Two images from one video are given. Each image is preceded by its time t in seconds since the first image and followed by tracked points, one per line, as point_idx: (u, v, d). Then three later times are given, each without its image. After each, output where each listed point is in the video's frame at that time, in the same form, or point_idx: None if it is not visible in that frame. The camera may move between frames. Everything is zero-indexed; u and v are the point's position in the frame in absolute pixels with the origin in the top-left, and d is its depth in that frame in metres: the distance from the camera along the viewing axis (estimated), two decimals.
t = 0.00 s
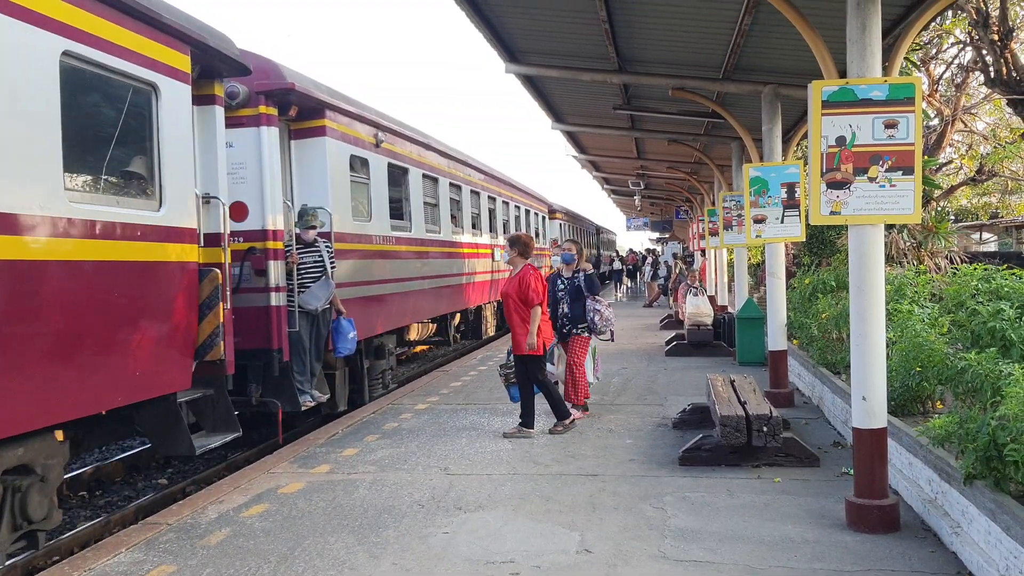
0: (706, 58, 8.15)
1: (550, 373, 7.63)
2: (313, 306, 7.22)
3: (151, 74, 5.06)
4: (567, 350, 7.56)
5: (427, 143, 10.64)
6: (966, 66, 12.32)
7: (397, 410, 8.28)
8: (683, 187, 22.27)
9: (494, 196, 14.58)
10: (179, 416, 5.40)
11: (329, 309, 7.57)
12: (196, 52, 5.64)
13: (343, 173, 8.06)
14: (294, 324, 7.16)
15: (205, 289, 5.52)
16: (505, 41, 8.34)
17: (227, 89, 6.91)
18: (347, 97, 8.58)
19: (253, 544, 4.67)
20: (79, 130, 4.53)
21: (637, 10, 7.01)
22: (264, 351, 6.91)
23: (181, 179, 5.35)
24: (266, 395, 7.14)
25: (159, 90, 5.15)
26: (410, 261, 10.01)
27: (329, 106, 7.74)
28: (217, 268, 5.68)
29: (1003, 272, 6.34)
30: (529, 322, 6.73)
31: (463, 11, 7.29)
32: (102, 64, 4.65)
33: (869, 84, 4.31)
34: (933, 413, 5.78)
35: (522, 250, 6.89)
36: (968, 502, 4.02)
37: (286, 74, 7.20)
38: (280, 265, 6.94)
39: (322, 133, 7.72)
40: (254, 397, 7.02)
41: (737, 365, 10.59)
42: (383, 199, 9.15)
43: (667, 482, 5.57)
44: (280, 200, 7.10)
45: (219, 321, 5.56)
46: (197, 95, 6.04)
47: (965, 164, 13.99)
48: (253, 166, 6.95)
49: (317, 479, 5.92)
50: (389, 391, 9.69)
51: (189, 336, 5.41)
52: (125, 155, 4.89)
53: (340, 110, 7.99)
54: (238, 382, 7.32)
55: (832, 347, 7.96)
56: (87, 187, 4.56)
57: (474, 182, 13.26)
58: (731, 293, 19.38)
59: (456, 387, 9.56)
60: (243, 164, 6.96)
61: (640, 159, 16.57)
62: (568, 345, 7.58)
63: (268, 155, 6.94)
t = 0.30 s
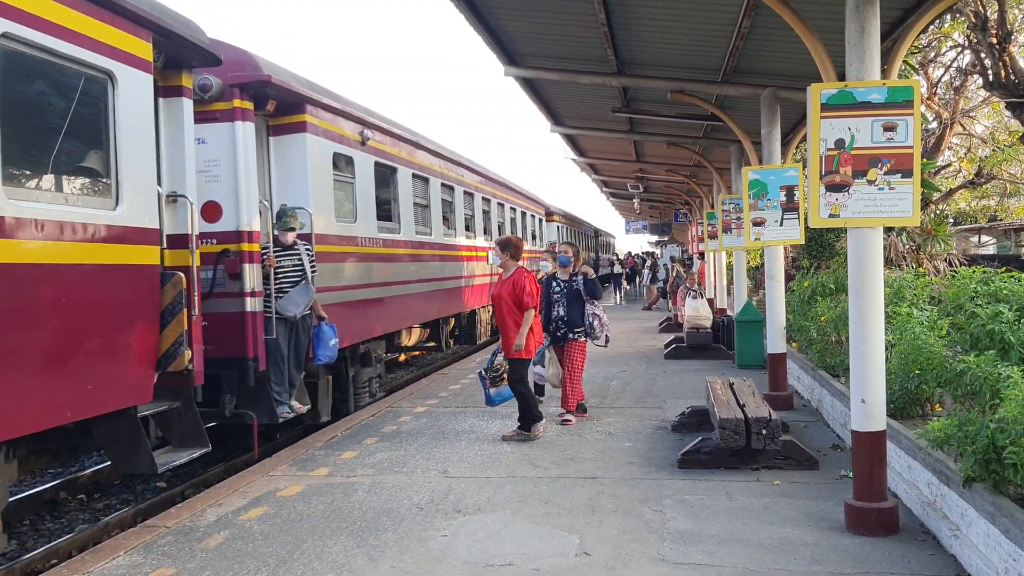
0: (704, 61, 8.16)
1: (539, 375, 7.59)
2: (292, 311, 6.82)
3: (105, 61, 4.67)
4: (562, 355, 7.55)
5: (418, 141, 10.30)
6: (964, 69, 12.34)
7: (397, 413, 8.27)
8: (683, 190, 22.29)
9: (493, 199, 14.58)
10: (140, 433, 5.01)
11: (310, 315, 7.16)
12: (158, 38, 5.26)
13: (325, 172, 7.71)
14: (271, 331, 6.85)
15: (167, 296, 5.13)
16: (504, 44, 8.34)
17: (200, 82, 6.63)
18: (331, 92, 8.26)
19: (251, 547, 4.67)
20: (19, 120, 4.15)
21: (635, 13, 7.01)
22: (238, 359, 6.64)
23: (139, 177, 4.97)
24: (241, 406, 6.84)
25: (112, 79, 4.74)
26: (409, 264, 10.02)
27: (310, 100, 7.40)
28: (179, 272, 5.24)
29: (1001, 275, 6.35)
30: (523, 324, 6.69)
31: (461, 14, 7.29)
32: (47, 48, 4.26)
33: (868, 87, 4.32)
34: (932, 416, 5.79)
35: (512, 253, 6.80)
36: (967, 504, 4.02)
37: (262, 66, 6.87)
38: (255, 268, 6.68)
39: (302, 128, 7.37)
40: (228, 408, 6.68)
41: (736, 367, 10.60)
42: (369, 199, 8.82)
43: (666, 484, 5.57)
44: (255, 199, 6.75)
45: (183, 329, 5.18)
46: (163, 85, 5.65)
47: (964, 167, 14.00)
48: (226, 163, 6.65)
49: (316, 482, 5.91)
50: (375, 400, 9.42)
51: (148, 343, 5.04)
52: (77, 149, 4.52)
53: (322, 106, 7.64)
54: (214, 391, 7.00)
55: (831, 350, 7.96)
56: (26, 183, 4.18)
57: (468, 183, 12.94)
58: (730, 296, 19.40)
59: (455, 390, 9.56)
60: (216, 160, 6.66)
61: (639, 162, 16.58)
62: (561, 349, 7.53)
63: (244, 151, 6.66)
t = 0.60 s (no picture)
0: (702, 65, 8.17)
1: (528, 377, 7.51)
2: (268, 323, 6.45)
3: (57, 49, 4.33)
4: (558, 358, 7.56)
5: (408, 141, 9.87)
6: (963, 74, 12.36)
7: (395, 417, 8.26)
8: (682, 194, 22.31)
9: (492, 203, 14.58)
10: (97, 447, 4.71)
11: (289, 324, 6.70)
12: (119, 26, 4.90)
13: (307, 171, 7.30)
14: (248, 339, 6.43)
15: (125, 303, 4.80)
16: (503, 48, 8.34)
17: (171, 75, 6.19)
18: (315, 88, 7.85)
19: (249, 551, 4.67)
20: None
21: (633, 17, 7.03)
22: (210, 369, 6.24)
23: (96, 175, 4.61)
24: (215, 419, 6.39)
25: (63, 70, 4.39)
26: (407, 267, 9.99)
27: (290, 96, 7.00)
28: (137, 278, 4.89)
29: (1000, 280, 6.36)
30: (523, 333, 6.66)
31: (460, 18, 7.29)
32: None
33: (866, 92, 4.32)
34: (931, 420, 5.79)
35: (508, 259, 6.76)
36: (965, 509, 4.01)
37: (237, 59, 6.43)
38: (229, 273, 6.30)
39: (282, 125, 6.96)
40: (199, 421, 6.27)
41: (735, 371, 10.60)
42: (355, 200, 8.42)
43: (665, 489, 5.57)
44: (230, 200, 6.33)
45: (143, 339, 4.82)
46: (127, 78, 5.42)
47: (962, 171, 14.02)
48: (200, 162, 6.22)
49: (314, 486, 5.90)
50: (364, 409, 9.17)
51: (104, 354, 4.68)
52: (26, 145, 4.21)
53: (303, 102, 7.23)
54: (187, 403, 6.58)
55: (830, 354, 7.96)
56: None
57: (462, 185, 12.56)
58: (729, 300, 19.42)
59: (455, 394, 9.56)
60: (188, 158, 6.23)
61: (638, 165, 16.58)
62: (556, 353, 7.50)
63: (219, 149, 6.23)
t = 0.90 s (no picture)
0: (697, 68, 8.19)
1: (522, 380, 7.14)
2: (250, 338, 6.14)
3: (6, 31, 3.96)
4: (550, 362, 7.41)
5: (398, 139, 9.60)
6: (960, 77, 12.38)
7: (393, 420, 8.25)
8: (680, 197, 22.33)
9: (489, 206, 14.58)
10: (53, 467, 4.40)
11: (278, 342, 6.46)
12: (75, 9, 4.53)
13: (287, 169, 7.02)
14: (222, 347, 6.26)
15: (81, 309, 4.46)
16: (501, 50, 8.34)
17: (139, 66, 5.85)
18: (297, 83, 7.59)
19: (246, 553, 4.65)
20: None
21: (631, 20, 7.02)
22: (182, 378, 5.92)
23: (46, 168, 4.24)
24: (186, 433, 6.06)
25: (11, 54, 4.01)
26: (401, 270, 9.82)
27: (268, 89, 6.72)
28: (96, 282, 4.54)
29: (998, 282, 6.37)
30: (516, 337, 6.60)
31: (458, 20, 7.30)
32: None
33: (865, 95, 4.32)
34: (928, 423, 5.79)
35: (504, 259, 6.70)
36: (963, 512, 4.01)
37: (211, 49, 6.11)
38: (202, 275, 5.97)
39: (260, 119, 6.67)
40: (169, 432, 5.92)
41: (733, 374, 10.61)
42: (340, 199, 8.13)
43: (663, 491, 5.56)
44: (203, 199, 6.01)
45: (100, 346, 4.46)
46: (89, 67, 4.92)
47: (960, 174, 14.04)
48: (170, 158, 5.88)
49: (312, 488, 5.89)
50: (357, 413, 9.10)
51: (54, 364, 4.31)
52: None
53: (283, 96, 6.96)
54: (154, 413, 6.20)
55: (828, 356, 7.95)
56: None
57: (455, 186, 12.29)
58: (727, 303, 19.44)
59: (453, 396, 9.55)
60: (158, 155, 5.90)
61: (635, 168, 16.59)
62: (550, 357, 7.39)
63: (192, 144, 5.90)
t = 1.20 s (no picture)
0: (696, 69, 8.20)
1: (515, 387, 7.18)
2: (256, 358, 5.89)
3: None
4: (542, 368, 7.34)
5: (388, 136, 9.42)
6: (959, 79, 12.40)
7: (391, 420, 8.25)
8: (678, 198, 22.33)
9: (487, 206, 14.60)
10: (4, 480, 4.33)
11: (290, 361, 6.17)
12: None
13: (267, 164, 6.72)
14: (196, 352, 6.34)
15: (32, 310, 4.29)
16: (499, 51, 8.34)
17: (107, 55, 5.71)
18: (278, 75, 7.30)
19: (244, 554, 4.65)
20: None
21: (630, 20, 7.02)
22: (152, 385, 5.77)
23: None
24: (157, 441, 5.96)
25: None
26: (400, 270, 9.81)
27: (246, 80, 6.41)
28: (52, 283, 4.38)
29: (996, 283, 6.37)
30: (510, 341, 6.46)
31: (457, 21, 7.30)
32: None
33: (863, 96, 4.33)
34: (927, 424, 5.80)
35: (496, 261, 6.54)
36: (961, 512, 4.02)
37: (184, 38, 5.95)
38: (174, 276, 5.80)
39: (238, 112, 6.37)
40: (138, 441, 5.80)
41: (731, 375, 10.62)
42: (325, 196, 7.82)
43: (662, 492, 5.56)
44: (176, 195, 5.84)
45: (55, 352, 4.32)
46: (48, 54, 4.66)
47: (959, 176, 14.05)
48: (141, 151, 5.74)
49: (310, 489, 5.89)
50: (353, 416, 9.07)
51: None
52: None
53: (262, 87, 6.66)
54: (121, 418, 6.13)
55: (826, 357, 7.95)
56: None
57: (450, 184, 12.00)
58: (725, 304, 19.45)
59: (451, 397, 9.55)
60: (128, 148, 5.75)
61: (634, 169, 16.59)
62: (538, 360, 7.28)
63: (164, 137, 5.73)
